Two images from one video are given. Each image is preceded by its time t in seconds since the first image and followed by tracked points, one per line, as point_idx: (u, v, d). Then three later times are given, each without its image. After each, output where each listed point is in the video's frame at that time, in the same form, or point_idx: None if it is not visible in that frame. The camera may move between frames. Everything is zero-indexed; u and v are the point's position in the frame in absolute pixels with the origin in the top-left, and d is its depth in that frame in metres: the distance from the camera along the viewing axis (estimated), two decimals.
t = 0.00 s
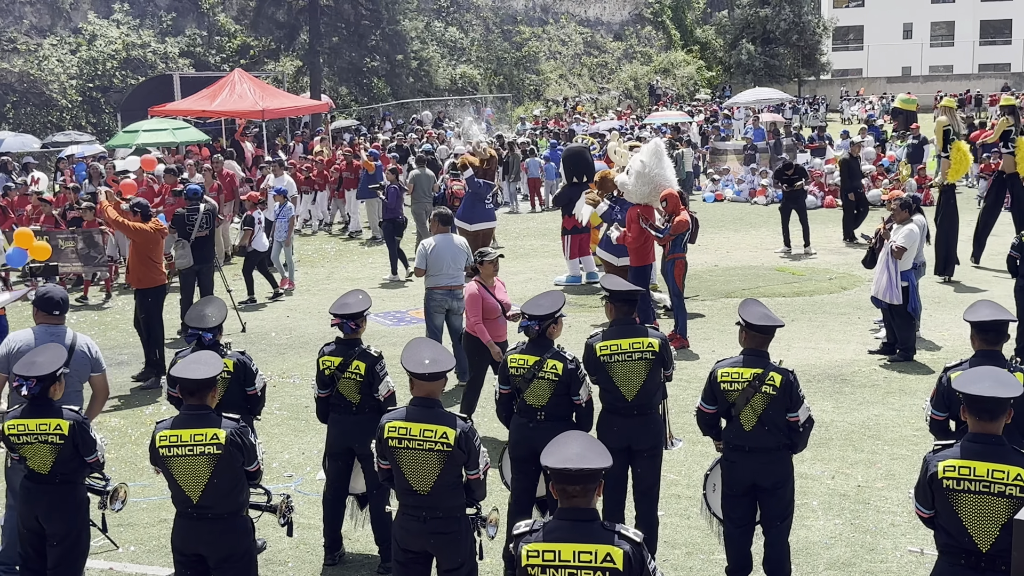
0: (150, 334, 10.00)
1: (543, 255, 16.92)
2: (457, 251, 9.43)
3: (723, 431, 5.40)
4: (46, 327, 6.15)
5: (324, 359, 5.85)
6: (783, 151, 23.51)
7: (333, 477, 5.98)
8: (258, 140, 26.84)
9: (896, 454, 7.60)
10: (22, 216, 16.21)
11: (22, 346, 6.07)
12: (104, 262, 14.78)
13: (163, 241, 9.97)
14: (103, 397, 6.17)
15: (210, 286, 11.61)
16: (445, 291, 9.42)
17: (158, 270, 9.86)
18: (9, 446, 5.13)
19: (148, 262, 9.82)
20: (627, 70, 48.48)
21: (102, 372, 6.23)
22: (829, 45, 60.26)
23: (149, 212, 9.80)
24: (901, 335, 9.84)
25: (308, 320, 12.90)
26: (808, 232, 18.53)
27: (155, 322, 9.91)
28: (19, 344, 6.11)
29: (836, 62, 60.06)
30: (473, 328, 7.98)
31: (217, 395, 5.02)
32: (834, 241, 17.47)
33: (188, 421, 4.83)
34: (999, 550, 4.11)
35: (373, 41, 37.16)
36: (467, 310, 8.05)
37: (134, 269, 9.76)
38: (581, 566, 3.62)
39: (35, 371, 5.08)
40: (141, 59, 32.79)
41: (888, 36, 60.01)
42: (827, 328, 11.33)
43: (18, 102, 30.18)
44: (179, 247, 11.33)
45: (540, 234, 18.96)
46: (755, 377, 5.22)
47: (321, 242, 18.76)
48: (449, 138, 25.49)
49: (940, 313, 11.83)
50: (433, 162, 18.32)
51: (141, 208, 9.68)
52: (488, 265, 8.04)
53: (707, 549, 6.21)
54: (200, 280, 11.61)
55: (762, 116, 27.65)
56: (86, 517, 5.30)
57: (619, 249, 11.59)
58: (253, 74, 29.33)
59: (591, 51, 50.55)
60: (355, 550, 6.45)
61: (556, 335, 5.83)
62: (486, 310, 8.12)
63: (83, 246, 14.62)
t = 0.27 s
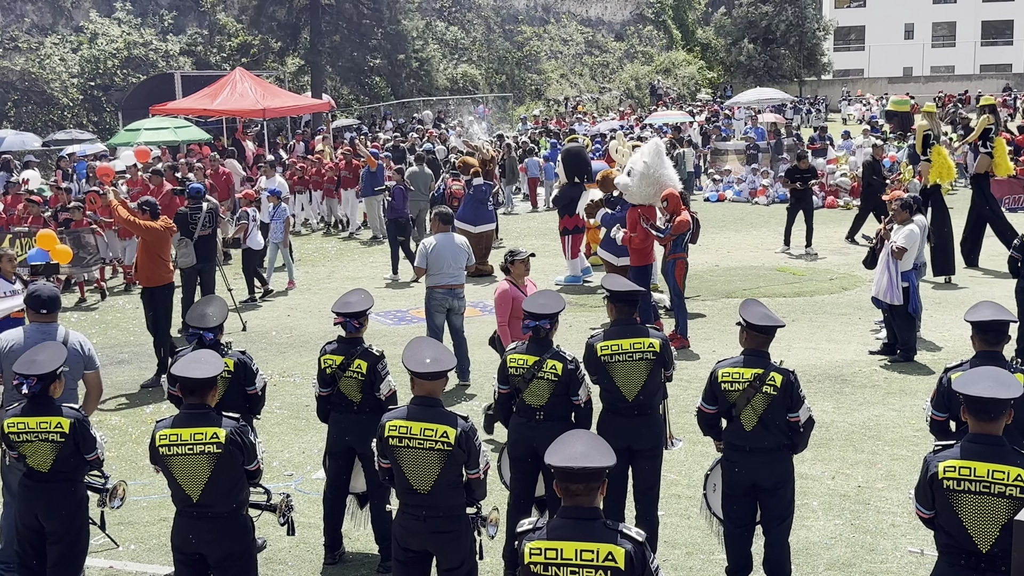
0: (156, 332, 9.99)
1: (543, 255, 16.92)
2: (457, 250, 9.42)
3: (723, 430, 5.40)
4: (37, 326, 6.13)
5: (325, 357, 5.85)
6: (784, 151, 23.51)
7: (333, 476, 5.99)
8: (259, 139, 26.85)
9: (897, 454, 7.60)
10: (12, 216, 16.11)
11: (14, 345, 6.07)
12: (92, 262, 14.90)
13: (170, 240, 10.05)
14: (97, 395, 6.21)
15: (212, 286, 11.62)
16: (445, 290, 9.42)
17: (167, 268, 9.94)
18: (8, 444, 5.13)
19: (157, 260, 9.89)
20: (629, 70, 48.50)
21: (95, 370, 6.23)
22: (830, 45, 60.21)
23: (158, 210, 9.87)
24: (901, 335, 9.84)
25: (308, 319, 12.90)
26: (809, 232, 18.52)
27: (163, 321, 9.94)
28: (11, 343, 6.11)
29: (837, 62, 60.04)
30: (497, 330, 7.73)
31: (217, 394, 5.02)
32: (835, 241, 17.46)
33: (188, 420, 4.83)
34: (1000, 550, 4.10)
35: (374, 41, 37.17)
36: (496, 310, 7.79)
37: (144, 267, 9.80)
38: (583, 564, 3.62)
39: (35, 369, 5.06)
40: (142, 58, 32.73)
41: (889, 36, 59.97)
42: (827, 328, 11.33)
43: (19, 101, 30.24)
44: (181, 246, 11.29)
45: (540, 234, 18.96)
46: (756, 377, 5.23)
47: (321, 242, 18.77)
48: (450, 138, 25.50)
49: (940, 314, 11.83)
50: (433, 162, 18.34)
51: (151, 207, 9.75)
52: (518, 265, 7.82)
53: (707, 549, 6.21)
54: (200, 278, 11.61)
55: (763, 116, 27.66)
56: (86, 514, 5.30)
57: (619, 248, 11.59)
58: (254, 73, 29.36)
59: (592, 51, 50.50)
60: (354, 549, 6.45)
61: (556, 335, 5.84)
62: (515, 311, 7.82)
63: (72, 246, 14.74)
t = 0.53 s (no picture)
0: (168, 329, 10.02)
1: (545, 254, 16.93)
2: (459, 248, 9.42)
3: (724, 430, 5.40)
4: (39, 323, 6.14)
5: (327, 355, 5.85)
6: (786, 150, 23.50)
7: (335, 475, 5.99)
8: (261, 137, 26.88)
9: (898, 454, 7.59)
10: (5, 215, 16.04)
11: (15, 343, 6.08)
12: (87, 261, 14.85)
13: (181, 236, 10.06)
14: (100, 391, 6.23)
15: (214, 284, 11.64)
16: (446, 289, 9.42)
17: (180, 264, 9.96)
18: (8, 442, 5.14)
19: (170, 257, 9.89)
20: (631, 69, 48.51)
21: (98, 366, 6.26)
22: (833, 44, 60.14)
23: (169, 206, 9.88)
24: (903, 335, 9.84)
25: (310, 317, 12.92)
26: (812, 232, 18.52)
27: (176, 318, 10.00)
28: (12, 341, 6.11)
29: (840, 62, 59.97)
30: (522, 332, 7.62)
31: (219, 391, 5.03)
32: (837, 241, 17.45)
33: (190, 417, 4.83)
34: (1000, 551, 4.11)
35: (377, 40, 37.21)
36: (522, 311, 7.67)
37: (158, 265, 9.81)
38: (593, 562, 3.64)
39: (36, 367, 5.09)
40: (145, 56, 32.70)
41: (892, 36, 59.91)
42: (829, 328, 11.33)
43: (22, 99, 30.32)
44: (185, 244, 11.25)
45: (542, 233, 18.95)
46: (757, 377, 5.23)
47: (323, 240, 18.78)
48: (452, 137, 25.51)
49: (942, 314, 11.82)
50: (435, 161, 18.36)
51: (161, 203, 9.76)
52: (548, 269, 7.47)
53: (708, 549, 6.22)
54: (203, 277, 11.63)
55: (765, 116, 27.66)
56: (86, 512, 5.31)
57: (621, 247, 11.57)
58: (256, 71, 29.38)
59: (594, 49, 50.47)
60: (355, 548, 6.46)
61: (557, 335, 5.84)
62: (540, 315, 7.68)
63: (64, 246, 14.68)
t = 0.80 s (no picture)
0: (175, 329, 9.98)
1: (548, 252, 16.93)
2: (463, 246, 9.42)
3: (728, 429, 5.40)
4: (47, 319, 6.14)
5: (330, 353, 5.86)
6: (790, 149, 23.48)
7: (337, 472, 6.00)
8: (265, 135, 26.91)
9: (901, 454, 7.59)
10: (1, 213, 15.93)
11: (22, 338, 6.09)
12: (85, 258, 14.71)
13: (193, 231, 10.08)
14: (108, 388, 6.23)
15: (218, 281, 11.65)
16: (450, 287, 9.42)
17: (193, 259, 9.98)
18: (7, 438, 5.14)
19: (185, 251, 9.93)
20: (635, 68, 48.50)
21: (107, 362, 6.26)
22: (837, 44, 60.06)
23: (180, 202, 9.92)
24: (906, 335, 9.82)
25: (314, 314, 12.93)
26: (815, 231, 18.51)
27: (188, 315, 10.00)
28: (21, 337, 6.13)
29: (844, 61, 59.85)
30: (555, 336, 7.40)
31: (223, 388, 5.04)
32: (840, 241, 17.44)
33: (194, 414, 4.84)
34: (1003, 551, 4.11)
35: (381, 38, 37.22)
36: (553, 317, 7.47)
37: (174, 259, 9.83)
38: (605, 558, 3.64)
39: (34, 363, 5.10)
40: (149, 53, 32.69)
41: (896, 36, 59.81)
42: (832, 327, 11.32)
43: (26, 95, 30.40)
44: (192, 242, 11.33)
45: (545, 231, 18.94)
46: (761, 376, 5.21)
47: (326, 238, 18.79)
48: (456, 134, 25.51)
49: (946, 314, 11.81)
50: (438, 158, 18.38)
51: (173, 199, 9.88)
52: (578, 269, 7.42)
53: (710, 548, 6.22)
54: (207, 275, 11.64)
55: (769, 115, 27.64)
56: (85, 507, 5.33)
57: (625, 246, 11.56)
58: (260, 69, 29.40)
59: (598, 48, 50.47)
60: (358, 545, 6.46)
61: (561, 334, 5.85)
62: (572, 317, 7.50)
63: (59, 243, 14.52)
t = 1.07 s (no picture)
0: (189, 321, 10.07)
1: (554, 250, 16.93)
2: (469, 243, 9.43)
3: (733, 427, 5.39)
4: (54, 314, 6.15)
5: (336, 349, 5.87)
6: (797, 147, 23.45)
7: (343, 469, 6.01)
8: (271, 131, 26.95)
9: (907, 453, 7.57)
10: None
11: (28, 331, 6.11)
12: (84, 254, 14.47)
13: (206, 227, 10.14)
14: (114, 382, 6.26)
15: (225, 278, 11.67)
16: (456, 284, 9.43)
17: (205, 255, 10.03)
18: (7, 432, 5.15)
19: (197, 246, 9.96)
20: (641, 66, 48.47)
21: (113, 357, 6.26)
22: (844, 42, 59.93)
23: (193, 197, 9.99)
24: (912, 334, 9.81)
25: (319, 311, 12.94)
26: (822, 230, 18.48)
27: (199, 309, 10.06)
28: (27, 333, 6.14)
29: (851, 60, 59.69)
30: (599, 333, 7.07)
31: (231, 384, 5.05)
32: (847, 239, 17.41)
33: (202, 409, 4.86)
34: (1009, 550, 4.10)
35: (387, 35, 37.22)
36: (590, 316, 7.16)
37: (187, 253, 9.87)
38: (619, 553, 3.64)
39: (32, 357, 5.11)
40: (156, 49, 32.70)
41: (904, 35, 59.63)
42: (838, 326, 11.30)
43: (33, 91, 30.51)
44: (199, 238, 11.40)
45: (551, 228, 18.95)
46: (767, 373, 5.21)
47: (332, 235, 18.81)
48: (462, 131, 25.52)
49: (953, 313, 11.78)
50: (443, 155, 18.36)
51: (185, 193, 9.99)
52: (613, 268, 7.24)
53: (715, 545, 6.21)
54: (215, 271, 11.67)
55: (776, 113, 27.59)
56: (86, 500, 5.34)
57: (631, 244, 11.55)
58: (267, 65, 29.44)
59: (604, 46, 50.47)
60: (363, 541, 6.47)
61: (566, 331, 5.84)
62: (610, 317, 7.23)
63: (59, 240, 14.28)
